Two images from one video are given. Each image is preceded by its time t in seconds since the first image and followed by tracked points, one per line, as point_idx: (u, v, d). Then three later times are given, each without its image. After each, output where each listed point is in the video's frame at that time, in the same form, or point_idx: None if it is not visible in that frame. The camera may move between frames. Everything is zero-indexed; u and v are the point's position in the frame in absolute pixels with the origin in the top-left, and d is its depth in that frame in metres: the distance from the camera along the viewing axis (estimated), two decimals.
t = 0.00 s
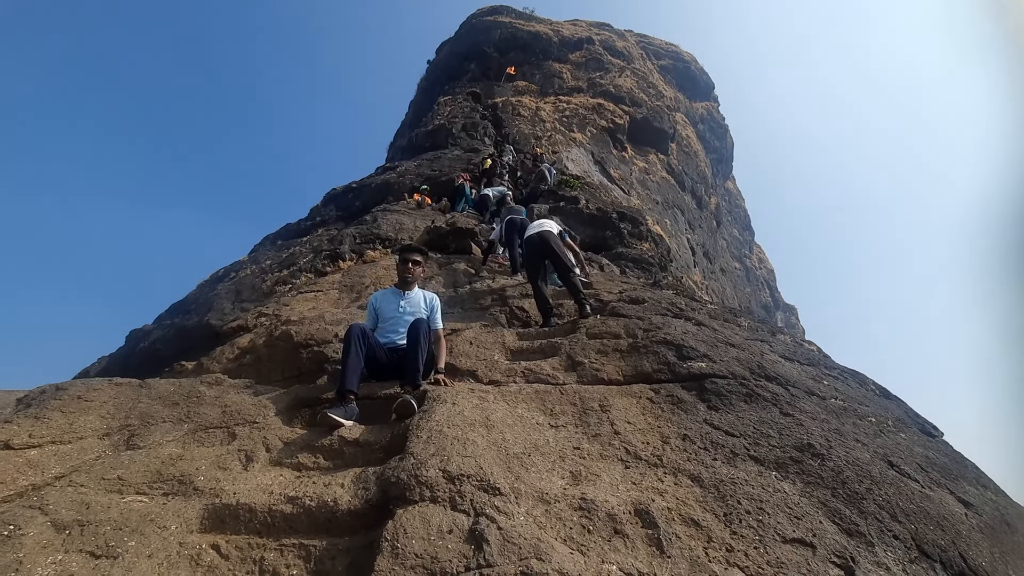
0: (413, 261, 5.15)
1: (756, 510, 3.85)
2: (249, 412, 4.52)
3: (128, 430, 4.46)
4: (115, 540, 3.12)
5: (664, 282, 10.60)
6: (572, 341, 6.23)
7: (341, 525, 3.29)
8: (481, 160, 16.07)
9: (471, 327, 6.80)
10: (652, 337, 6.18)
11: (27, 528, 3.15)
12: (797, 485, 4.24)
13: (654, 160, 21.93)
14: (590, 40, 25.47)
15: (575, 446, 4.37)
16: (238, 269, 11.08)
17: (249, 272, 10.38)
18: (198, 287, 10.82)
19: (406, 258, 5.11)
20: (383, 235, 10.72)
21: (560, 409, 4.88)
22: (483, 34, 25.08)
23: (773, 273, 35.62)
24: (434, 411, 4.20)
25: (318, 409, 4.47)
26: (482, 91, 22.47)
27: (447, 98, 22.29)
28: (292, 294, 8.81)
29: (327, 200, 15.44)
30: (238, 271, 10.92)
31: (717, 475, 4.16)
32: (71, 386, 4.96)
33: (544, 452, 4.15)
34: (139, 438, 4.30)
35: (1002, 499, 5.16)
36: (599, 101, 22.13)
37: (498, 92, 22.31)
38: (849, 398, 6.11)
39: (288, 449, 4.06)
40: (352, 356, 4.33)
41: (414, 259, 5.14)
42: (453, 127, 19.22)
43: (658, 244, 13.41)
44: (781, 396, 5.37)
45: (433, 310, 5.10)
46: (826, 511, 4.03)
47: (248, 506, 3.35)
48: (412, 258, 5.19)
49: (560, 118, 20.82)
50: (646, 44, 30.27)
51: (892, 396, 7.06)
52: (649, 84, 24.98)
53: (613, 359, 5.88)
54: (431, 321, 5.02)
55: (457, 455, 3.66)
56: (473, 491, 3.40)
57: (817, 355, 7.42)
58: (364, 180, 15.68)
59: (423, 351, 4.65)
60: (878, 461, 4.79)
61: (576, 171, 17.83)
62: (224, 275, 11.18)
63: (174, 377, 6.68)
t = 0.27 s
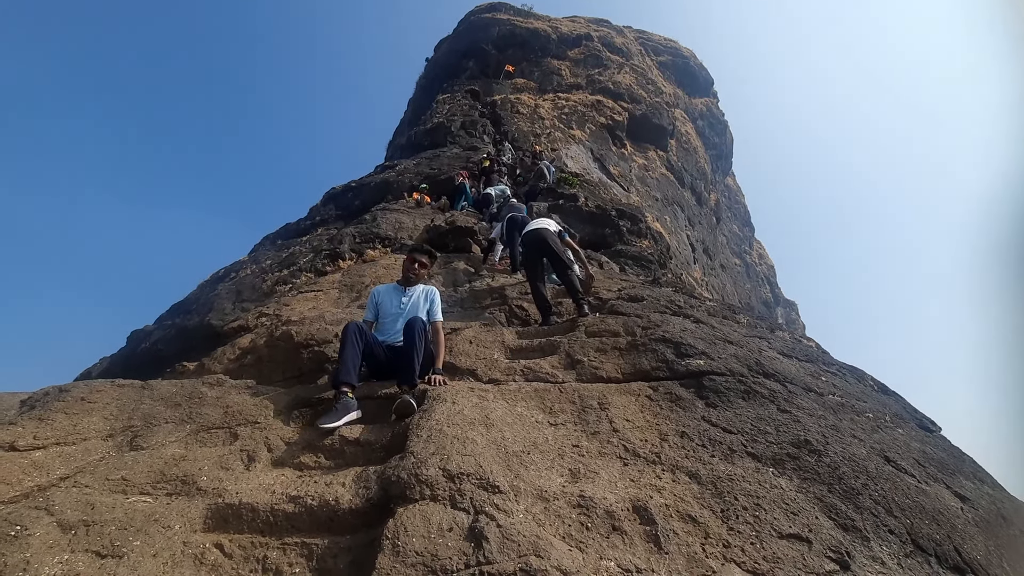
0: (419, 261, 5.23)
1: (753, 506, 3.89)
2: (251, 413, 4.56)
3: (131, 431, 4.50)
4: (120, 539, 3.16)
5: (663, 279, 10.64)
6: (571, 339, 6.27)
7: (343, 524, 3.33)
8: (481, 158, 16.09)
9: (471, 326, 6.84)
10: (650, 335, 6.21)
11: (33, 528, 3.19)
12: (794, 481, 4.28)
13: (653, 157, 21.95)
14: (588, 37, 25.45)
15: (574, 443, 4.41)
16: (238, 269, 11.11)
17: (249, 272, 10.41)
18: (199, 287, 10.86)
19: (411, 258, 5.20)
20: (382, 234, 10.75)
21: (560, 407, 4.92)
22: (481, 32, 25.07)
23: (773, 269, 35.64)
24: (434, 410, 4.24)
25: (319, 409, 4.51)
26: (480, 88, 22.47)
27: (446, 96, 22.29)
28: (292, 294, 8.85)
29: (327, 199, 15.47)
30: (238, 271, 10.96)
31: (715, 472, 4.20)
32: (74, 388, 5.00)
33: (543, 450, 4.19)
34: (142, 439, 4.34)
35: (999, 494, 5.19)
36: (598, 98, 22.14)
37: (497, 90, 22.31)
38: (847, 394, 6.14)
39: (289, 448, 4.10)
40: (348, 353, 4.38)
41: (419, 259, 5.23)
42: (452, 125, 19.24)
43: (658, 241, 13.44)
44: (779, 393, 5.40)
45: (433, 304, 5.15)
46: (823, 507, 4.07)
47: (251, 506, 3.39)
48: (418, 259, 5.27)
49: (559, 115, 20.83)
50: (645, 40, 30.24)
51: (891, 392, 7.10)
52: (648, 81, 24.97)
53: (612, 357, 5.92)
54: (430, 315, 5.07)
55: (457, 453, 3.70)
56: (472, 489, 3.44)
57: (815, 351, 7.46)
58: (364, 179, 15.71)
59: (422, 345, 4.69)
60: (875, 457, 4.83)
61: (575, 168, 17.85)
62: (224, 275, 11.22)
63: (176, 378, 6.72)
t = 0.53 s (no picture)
0: (417, 261, 5.19)
1: (757, 504, 3.90)
2: (256, 417, 4.57)
3: (137, 437, 4.52)
4: (127, 545, 3.18)
5: (664, 278, 10.65)
6: (573, 340, 6.28)
7: (348, 527, 3.35)
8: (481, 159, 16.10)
9: (473, 327, 6.86)
10: (653, 334, 6.22)
11: (41, 535, 3.21)
12: (798, 479, 4.29)
13: (653, 155, 21.94)
14: (587, 36, 25.44)
15: (578, 444, 4.42)
16: (240, 273, 11.14)
17: (251, 276, 10.43)
18: (201, 291, 10.89)
19: (410, 258, 5.16)
20: (383, 236, 10.76)
21: (563, 407, 4.93)
22: (479, 32, 25.07)
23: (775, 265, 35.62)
24: (438, 412, 4.25)
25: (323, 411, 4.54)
26: (479, 88, 22.48)
27: (445, 96, 22.30)
28: (294, 297, 8.87)
29: (328, 201, 15.49)
30: (240, 275, 10.98)
31: (718, 471, 4.20)
32: (79, 394, 5.02)
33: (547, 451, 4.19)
34: (147, 445, 4.36)
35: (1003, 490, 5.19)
36: (597, 97, 22.13)
37: (496, 90, 22.32)
38: (849, 391, 6.15)
39: (294, 452, 4.11)
40: (346, 366, 4.26)
41: (418, 259, 5.19)
42: (452, 126, 19.24)
43: (659, 239, 13.44)
44: (782, 391, 5.41)
45: (437, 304, 5.12)
46: (827, 504, 4.08)
47: (257, 510, 3.40)
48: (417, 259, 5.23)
49: (558, 115, 20.83)
50: (644, 38, 30.23)
51: (894, 388, 7.11)
52: (647, 79, 24.96)
53: (614, 357, 5.93)
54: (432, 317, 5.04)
55: (461, 455, 3.71)
56: (477, 491, 3.45)
57: (818, 348, 7.46)
58: (364, 181, 15.73)
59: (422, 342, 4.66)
60: (879, 453, 4.84)
61: (575, 167, 17.86)
62: (227, 278, 11.24)
63: (180, 383, 6.74)
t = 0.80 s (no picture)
0: (423, 257, 5.21)
1: (770, 497, 3.91)
2: (269, 421, 4.61)
3: (153, 444, 4.57)
4: (147, 551, 3.23)
5: (672, 272, 10.64)
6: (582, 337, 6.30)
7: (364, 528, 3.38)
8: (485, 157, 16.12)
9: (482, 327, 6.89)
10: (661, 329, 6.23)
11: (62, 543, 3.26)
12: (810, 471, 4.29)
13: (658, 148, 21.90)
14: (587, 31, 25.40)
15: (589, 441, 4.44)
16: (249, 278, 11.21)
17: (260, 281, 10.50)
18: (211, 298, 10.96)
19: (415, 255, 5.18)
20: (389, 237, 10.80)
21: (573, 405, 4.95)
22: (480, 30, 25.07)
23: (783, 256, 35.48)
24: (449, 413, 4.28)
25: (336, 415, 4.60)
26: (481, 87, 22.48)
27: (447, 96, 22.32)
28: (303, 301, 8.93)
29: (333, 204, 15.55)
30: (249, 280, 11.05)
31: (730, 464, 4.21)
32: (94, 403, 5.08)
33: (559, 449, 4.22)
34: (163, 451, 4.41)
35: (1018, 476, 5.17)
36: (600, 92, 22.10)
37: (498, 88, 22.32)
38: (860, 381, 6.13)
39: (308, 455, 4.16)
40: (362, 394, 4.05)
41: (423, 255, 5.20)
42: (455, 125, 19.27)
43: (665, 233, 13.42)
44: (792, 383, 5.41)
45: (443, 302, 5.14)
46: (840, 495, 4.08)
47: (273, 513, 3.44)
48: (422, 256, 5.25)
49: (561, 111, 20.82)
50: (645, 31, 30.14)
51: (905, 377, 7.08)
52: (649, 72, 24.90)
53: (623, 352, 5.94)
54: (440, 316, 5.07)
55: (473, 455, 3.74)
56: (490, 490, 3.47)
57: (827, 339, 7.45)
58: (369, 183, 15.78)
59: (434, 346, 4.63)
60: (891, 443, 4.83)
61: (579, 163, 17.85)
62: (236, 284, 11.32)
63: (193, 389, 6.81)
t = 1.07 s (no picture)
0: (424, 252, 5.07)
1: (774, 498, 3.91)
2: (273, 423, 4.63)
3: (158, 446, 4.60)
4: (152, 554, 3.25)
5: (675, 272, 10.65)
6: (585, 338, 6.31)
7: (367, 530, 3.40)
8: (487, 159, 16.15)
9: (485, 328, 6.90)
10: (664, 330, 6.23)
11: (69, 546, 3.28)
12: (815, 472, 4.30)
13: (661, 148, 21.89)
14: (590, 31, 25.40)
15: (592, 442, 4.45)
16: (253, 281, 11.26)
17: (264, 283, 10.55)
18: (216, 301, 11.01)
19: (416, 250, 5.03)
20: (393, 239, 10.83)
21: (576, 406, 4.96)
22: (482, 31, 25.11)
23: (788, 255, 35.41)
24: (452, 415, 4.30)
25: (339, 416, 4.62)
26: (484, 88, 22.51)
27: (450, 98, 22.37)
28: (307, 303, 8.96)
29: (337, 207, 15.59)
30: (254, 283, 11.10)
31: (735, 466, 4.22)
32: (101, 406, 5.12)
33: (562, 450, 4.23)
34: (169, 454, 4.44)
35: None
36: (602, 92, 22.11)
37: (500, 89, 22.35)
38: (865, 381, 6.12)
39: (311, 458, 4.17)
40: (362, 406, 3.95)
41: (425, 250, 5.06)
42: (457, 127, 19.30)
43: (669, 233, 13.42)
44: (796, 383, 5.41)
45: (445, 300, 5.06)
46: (845, 497, 4.08)
47: (277, 516, 3.46)
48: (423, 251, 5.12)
49: (564, 111, 20.84)
50: (647, 31, 30.13)
51: (911, 376, 7.07)
52: (651, 72, 24.89)
53: (627, 353, 5.95)
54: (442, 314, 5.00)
55: (476, 457, 3.75)
56: (493, 492, 3.49)
57: (832, 338, 7.44)
58: (373, 185, 15.83)
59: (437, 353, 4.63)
60: (897, 444, 4.82)
61: (582, 164, 17.86)
62: (240, 287, 11.37)
63: (198, 391, 6.85)
